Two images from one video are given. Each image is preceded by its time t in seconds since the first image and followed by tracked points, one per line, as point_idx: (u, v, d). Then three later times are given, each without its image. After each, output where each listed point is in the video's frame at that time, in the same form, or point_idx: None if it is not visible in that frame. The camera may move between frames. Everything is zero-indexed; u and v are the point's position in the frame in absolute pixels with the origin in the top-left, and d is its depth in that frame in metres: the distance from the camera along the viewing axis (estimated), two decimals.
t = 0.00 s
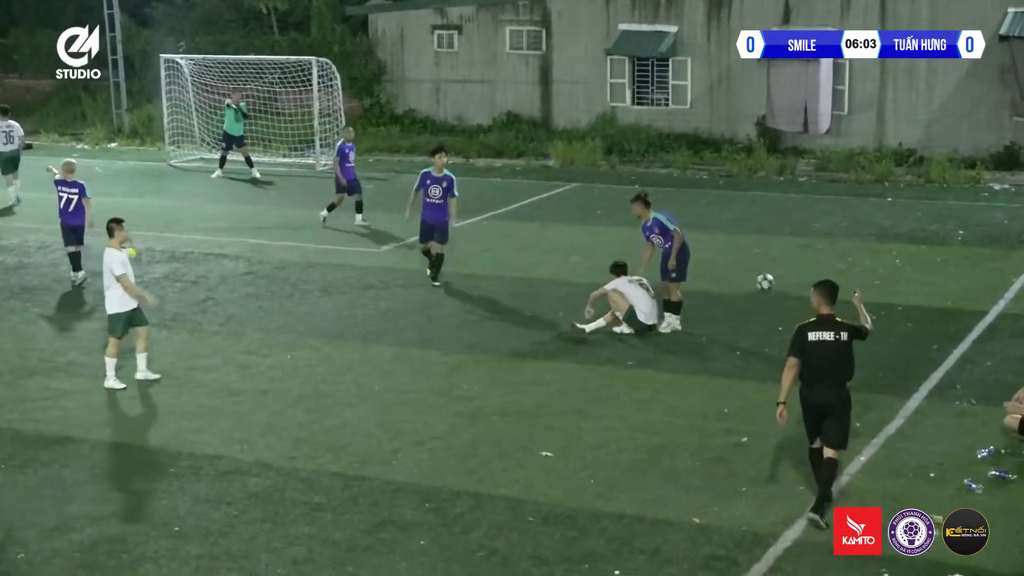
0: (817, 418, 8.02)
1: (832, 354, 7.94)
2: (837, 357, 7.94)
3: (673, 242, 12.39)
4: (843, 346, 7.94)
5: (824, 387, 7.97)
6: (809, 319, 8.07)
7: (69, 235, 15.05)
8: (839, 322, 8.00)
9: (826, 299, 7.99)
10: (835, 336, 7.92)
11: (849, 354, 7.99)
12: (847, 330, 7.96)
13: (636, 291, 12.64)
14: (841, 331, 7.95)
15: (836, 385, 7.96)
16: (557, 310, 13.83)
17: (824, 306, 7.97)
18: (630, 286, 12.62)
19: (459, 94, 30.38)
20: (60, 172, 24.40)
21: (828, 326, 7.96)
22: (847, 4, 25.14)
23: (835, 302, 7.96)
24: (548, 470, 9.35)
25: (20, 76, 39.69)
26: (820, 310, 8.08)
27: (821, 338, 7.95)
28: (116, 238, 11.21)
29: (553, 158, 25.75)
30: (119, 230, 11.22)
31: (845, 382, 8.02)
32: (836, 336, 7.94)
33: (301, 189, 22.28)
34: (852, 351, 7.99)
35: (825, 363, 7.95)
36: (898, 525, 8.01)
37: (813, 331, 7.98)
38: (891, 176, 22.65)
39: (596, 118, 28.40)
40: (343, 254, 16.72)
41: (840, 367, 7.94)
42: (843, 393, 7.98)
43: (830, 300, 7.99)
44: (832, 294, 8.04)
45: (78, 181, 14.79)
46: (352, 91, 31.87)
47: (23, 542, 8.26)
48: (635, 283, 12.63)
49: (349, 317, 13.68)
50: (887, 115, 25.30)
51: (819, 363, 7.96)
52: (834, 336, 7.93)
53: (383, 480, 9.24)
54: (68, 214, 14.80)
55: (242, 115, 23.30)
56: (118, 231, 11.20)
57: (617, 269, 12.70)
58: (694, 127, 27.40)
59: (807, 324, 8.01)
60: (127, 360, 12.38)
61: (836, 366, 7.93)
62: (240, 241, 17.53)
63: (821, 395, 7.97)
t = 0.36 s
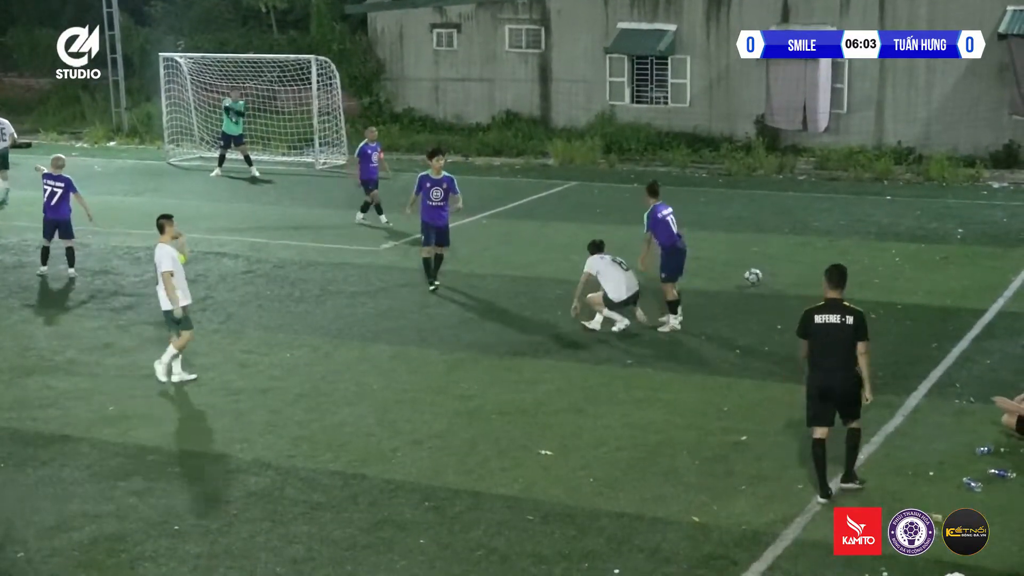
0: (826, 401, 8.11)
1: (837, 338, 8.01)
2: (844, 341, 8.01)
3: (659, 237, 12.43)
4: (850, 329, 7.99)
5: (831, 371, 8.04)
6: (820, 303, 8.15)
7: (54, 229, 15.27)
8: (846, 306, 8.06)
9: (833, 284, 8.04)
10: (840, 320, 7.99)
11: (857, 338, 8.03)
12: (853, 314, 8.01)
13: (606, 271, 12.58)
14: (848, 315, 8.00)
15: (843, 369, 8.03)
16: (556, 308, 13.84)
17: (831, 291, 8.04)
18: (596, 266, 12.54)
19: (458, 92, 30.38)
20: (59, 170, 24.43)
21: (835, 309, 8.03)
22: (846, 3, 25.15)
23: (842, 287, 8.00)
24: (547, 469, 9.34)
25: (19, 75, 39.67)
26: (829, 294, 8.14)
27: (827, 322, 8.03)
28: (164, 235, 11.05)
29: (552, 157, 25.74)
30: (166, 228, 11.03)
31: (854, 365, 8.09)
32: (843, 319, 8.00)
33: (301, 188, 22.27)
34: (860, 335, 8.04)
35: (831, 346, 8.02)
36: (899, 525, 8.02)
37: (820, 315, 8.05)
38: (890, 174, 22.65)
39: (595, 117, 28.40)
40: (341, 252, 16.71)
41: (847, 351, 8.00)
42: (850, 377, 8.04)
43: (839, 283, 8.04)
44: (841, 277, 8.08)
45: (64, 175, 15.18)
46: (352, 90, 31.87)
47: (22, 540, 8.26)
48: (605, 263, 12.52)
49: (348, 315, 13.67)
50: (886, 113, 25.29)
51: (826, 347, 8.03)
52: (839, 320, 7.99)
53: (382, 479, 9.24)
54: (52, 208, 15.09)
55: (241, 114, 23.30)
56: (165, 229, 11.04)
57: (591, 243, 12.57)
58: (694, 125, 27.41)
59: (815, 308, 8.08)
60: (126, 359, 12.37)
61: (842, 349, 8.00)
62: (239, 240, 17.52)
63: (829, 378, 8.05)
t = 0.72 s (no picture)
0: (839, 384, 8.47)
1: (851, 326, 8.36)
2: (858, 328, 8.35)
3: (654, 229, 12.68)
4: (864, 317, 8.33)
5: (845, 357, 8.41)
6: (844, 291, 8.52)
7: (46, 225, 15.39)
8: (864, 295, 8.38)
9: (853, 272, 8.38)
10: (855, 308, 8.34)
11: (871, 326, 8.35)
12: (869, 303, 8.33)
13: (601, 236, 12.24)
14: (864, 304, 8.34)
15: (857, 355, 8.38)
16: (556, 307, 13.83)
17: (850, 279, 8.39)
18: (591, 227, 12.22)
19: (457, 91, 30.37)
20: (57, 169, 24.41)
21: (853, 297, 8.38)
22: (846, 3, 25.16)
23: (861, 276, 8.32)
24: (546, 468, 9.34)
25: (19, 73, 39.66)
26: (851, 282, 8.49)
27: (843, 309, 8.41)
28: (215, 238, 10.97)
29: (552, 156, 25.73)
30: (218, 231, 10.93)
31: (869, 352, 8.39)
32: (858, 308, 8.34)
33: (301, 187, 22.26)
34: (874, 324, 8.35)
35: (844, 333, 8.39)
36: (899, 525, 7.99)
37: (838, 301, 8.44)
38: (889, 173, 22.62)
39: (594, 115, 28.38)
40: (341, 251, 16.70)
41: (859, 338, 8.34)
42: (863, 364, 8.38)
43: (859, 272, 8.38)
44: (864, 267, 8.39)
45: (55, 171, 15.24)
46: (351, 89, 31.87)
47: (22, 539, 8.27)
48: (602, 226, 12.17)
49: (348, 314, 13.66)
50: (885, 111, 25.28)
51: (842, 332, 8.40)
52: (855, 308, 8.34)
53: (381, 478, 9.24)
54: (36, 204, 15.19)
55: (240, 113, 23.30)
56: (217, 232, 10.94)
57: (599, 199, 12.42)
58: (693, 124, 27.41)
59: (834, 294, 8.46)
60: (125, 358, 12.36)
61: (855, 336, 8.34)
62: (238, 239, 17.51)
63: (843, 363, 8.43)
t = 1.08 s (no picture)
0: (853, 374, 8.75)
1: (863, 315, 8.65)
2: (870, 317, 8.65)
3: (652, 222, 12.80)
4: (875, 306, 8.63)
5: (859, 346, 8.68)
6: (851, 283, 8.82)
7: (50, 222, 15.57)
8: (873, 285, 8.68)
9: (861, 264, 8.67)
10: (866, 298, 8.63)
11: (882, 315, 8.66)
12: (880, 293, 8.64)
13: (612, 224, 12.14)
14: (874, 293, 8.64)
15: (871, 344, 8.65)
16: (555, 305, 13.84)
17: (860, 270, 8.68)
18: (604, 213, 12.16)
19: (456, 89, 30.36)
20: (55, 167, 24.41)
21: (862, 287, 8.68)
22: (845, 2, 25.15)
23: (869, 267, 8.63)
24: (545, 466, 9.33)
25: (17, 70, 39.65)
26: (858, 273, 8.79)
27: (854, 299, 8.70)
28: (266, 232, 11.10)
29: (551, 154, 25.75)
30: (268, 225, 11.14)
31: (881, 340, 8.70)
32: (868, 297, 8.65)
33: (299, 184, 22.27)
34: (884, 311, 8.66)
35: (857, 321, 8.67)
36: (899, 525, 7.93)
37: (848, 292, 8.73)
38: (888, 171, 22.64)
39: (594, 113, 28.38)
40: (340, 249, 16.71)
41: (871, 327, 8.64)
42: (877, 352, 8.66)
43: (866, 263, 8.68)
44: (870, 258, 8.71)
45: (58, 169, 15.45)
46: (350, 87, 31.86)
47: (19, 537, 8.26)
48: (613, 212, 12.08)
49: (347, 311, 13.68)
50: (884, 109, 25.30)
51: (853, 321, 8.69)
52: (865, 298, 8.64)
53: (379, 476, 9.23)
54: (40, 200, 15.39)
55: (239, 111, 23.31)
56: (267, 226, 11.10)
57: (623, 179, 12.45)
58: (692, 121, 27.41)
59: (843, 286, 8.75)
60: (123, 356, 12.36)
61: (867, 324, 8.63)
62: (236, 237, 17.50)
63: (858, 352, 8.68)
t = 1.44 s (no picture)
0: (857, 359, 9.00)
1: (866, 301, 8.93)
2: (873, 303, 8.93)
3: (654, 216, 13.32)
4: (876, 292, 8.92)
5: (863, 332, 8.94)
6: (852, 271, 9.11)
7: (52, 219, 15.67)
8: (873, 271, 8.99)
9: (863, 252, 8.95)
10: (869, 284, 8.91)
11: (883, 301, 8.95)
12: (881, 279, 8.94)
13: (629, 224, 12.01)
14: (875, 280, 8.93)
15: (874, 329, 8.93)
16: (554, 303, 13.84)
17: (861, 258, 8.96)
18: (621, 212, 12.00)
19: (454, 87, 30.36)
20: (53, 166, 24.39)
21: (864, 275, 8.96)
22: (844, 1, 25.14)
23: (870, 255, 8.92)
24: (544, 464, 9.33)
25: (16, 68, 39.63)
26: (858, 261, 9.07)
27: (857, 287, 8.96)
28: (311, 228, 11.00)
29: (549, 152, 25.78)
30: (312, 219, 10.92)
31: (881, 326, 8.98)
32: (870, 283, 8.93)
33: (297, 183, 22.27)
34: (885, 297, 8.95)
35: (861, 308, 8.94)
36: (899, 525, 7.91)
37: (851, 280, 8.99)
38: (887, 169, 22.67)
39: (592, 112, 28.39)
40: (339, 247, 16.71)
41: (874, 312, 8.92)
42: (879, 336, 8.96)
43: (866, 250, 8.97)
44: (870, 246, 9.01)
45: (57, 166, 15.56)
46: (349, 86, 31.84)
47: (17, 536, 8.26)
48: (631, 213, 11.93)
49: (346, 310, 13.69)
50: (883, 108, 25.33)
51: (857, 307, 8.95)
52: (868, 285, 8.92)
53: (377, 475, 9.22)
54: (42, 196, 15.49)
55: (237, 109, 23.30)
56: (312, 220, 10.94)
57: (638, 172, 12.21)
58: (690, 120, 27.42)
59: (846, 274, 9.01)
60: (122, 355, 12.35)
61: (870, 310, 8.92)
62: (235, 235, 17.50)
63: (862, 338, 8.94)
